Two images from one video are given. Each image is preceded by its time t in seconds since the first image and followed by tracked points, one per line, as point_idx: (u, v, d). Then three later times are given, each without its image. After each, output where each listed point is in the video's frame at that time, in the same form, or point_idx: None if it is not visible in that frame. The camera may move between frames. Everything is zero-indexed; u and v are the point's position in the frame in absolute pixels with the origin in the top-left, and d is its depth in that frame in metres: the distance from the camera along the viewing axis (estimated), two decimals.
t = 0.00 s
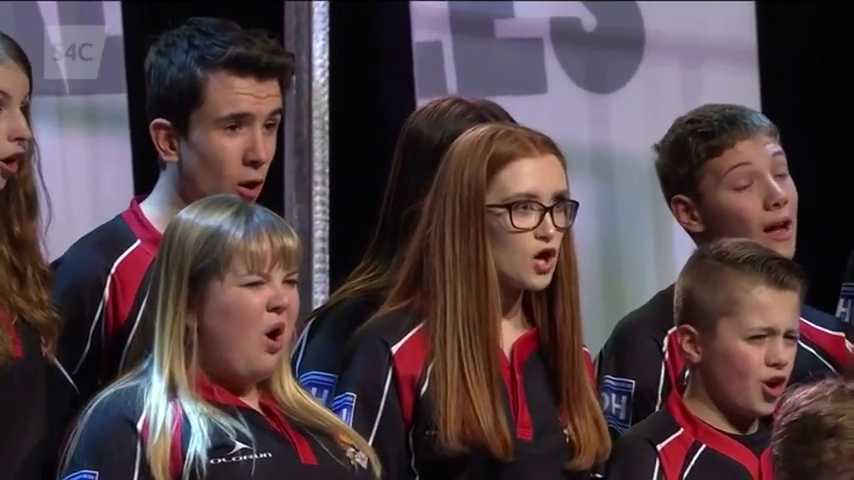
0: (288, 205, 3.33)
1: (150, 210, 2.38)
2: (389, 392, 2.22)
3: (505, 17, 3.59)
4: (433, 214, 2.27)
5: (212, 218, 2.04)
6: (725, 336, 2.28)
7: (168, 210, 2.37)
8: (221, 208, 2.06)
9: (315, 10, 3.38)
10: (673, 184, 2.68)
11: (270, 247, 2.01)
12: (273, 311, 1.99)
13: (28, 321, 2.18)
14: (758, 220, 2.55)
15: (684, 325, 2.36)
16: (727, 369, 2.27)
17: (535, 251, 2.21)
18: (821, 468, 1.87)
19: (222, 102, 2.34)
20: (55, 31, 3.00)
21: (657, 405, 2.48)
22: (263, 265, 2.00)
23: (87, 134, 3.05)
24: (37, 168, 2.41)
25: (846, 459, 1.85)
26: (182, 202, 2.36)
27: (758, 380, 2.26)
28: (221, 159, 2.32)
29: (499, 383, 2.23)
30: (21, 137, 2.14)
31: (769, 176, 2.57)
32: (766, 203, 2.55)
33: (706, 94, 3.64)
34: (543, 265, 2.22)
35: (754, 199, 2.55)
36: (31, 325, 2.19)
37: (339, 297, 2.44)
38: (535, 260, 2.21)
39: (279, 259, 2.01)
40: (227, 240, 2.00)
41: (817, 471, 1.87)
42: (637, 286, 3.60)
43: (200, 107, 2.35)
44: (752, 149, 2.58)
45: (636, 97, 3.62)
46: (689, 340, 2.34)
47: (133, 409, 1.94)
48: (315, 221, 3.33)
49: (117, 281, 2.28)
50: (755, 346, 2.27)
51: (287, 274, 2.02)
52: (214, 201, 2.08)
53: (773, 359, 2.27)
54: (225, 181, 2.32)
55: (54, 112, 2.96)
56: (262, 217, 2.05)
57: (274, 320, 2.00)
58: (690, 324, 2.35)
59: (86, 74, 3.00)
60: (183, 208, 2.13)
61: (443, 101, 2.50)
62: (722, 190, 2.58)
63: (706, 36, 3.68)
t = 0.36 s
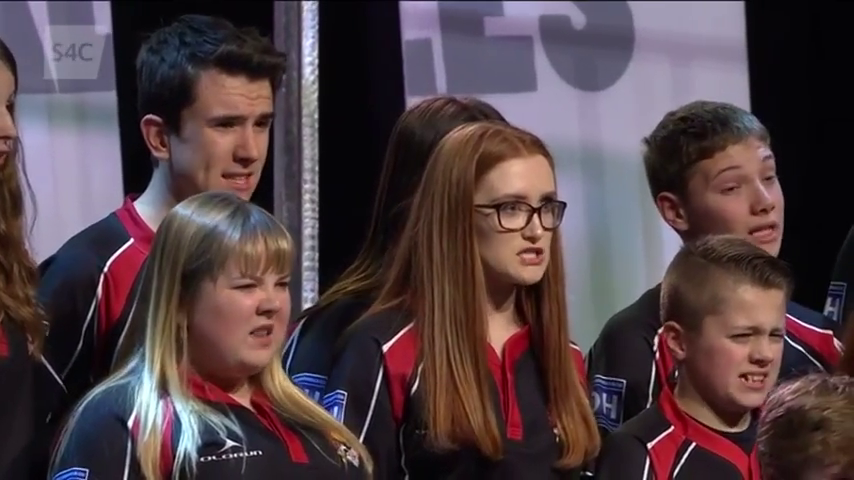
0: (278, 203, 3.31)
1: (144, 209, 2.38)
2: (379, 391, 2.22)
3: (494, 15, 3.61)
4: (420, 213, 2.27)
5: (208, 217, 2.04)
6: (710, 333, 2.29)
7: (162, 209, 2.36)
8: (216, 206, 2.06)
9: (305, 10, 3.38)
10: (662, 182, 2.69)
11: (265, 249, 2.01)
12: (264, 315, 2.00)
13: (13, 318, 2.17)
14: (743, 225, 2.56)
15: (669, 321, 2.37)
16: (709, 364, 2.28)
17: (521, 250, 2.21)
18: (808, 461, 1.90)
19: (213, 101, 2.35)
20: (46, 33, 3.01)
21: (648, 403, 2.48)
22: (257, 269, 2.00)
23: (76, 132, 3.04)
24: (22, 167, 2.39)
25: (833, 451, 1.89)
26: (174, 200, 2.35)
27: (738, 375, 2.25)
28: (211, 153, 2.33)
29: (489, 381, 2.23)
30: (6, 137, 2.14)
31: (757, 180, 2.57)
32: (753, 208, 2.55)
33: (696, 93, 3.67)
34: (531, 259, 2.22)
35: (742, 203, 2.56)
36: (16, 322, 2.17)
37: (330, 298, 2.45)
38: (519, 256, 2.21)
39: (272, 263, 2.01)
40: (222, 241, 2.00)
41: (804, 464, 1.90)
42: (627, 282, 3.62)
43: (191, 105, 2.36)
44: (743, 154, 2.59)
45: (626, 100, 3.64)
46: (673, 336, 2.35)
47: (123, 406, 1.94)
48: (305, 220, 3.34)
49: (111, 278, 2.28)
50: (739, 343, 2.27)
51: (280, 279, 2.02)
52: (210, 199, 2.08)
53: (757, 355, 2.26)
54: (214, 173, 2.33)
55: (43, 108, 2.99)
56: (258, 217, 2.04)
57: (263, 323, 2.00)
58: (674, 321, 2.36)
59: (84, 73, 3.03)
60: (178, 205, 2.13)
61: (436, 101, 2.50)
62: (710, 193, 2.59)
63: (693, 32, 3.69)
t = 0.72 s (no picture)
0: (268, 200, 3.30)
1: (138, 206, 2.36)
2: (370, 388, 2.22)
3: (484, 13, 3.61)
4: (412, 211, 2.27)
5: (208, 220, 2.03)
6: (701, 331, 2.29)
7: (157, 206, 2.35)
8: (215, 209, 2.05)
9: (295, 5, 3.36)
10: (659, 176, 2.69)
11: (262, 255, 2.01)
12: (258, 323, 2.00)
13: (2, 316, 2.15)
14: (736, 226, 2.57)
15: (663, 315, 2.38)
16: (701, 363, 2.28)
17: (512, 248, 2.22)
18: (801, 471, 1.84)
19: (209, 98, 2.35)
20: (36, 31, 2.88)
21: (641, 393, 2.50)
22: (253, 276, 2.00)
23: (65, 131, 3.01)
24: (12, 165, 2.38)
25: (826, 464, 1.82)
26: (170, 198, 2.35)
27: (728, 376, 2.26)
28: (208, 148, 2.34)
29: (479, 378, 2.23)
30: None
31: (753, 184, 2.57)
32: (746, 212, 2.56)
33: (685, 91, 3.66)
34: (518, 264, 2.23)
35: (735, 205, 2.56)
36: (5, 319, 2.15)
37: (319, 296, 2.45)
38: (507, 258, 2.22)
39: (269, 270, 2.01)
40: (219, 246, 2.00)
41: (797, 474, 1.84)
42: (616, 279, 3.62)
43: (186, 102, 2.36)
44: (739, 153, 2.58)
45: (616, 100, 3.63)
46: (668, 332, 2.35)
47: (111, 406, 1.93)
48: (295, 216, 3.33)
49: (102, 275, 2.27)
50: (730, 342, 2.27)
51: (275, 287, 2.03)
52: (207, 201, 2.07)
53: (747, 355, 2.26)
54: (208, 172, 2.33)
55: (31, 105, 2.93)
56: (257, 224, 2.04)
57: (256, 330, 2.01)
58: (667, 316, 2.37)
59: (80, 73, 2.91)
60: (174, 205, 2.12)
61: (428, 100, 2.50)
62: (706, 193, 2.59)
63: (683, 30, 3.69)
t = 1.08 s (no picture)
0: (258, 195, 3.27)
1: (128, 203, 2.36)
2: (359, 385, 2.22)
3: (473, 9, 3.61)
4: (402, 208, 2.27)
5: (195, 213, 2.05)
6: (691, 328, 2.29)
7: (146, 203, 2.35)
8: (203, 202, 2.07)
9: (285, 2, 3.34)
10: (650, 172, 2.69)
11: (250, 247, 2.02)
12: (248, 314, 2.01)
13: None
14: (728, 222, 2.57)
15: (653, 311, 2.38)
16: (691, 361, 2.28)
17: (503, 246, 2.21)
18: (788, 463, 1.87)
19: (199, 94, 2.36)
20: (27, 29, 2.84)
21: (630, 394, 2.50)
22: (241, 267, 2.01)
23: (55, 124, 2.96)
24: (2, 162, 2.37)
25: (813, 456, 1.85)
26: (159, 193, 2.35)
27: (717, 372, 2.26)
28: (198, 146, 2.34)
29: (470, 377, 2.23)
30: None
31: (745, 179, 2.58)
32: (738, 207, 2.56)
33: (674, 86, 3.67)
34: (511, 255, 2.22)
35: (727, 201, 2.57)
36: None
37: (307, 293, 2.45)
38: (499, 252, 2.21)
39: (258, 261, 2.03)
40: (207, 239, 2.02)
41: (784, 465, 1.87)
42: (604, 278, 3.62)
43: (176, 99, 2.36)
44: (730, 149, 2.59)
45: (605, 96, 3.64)
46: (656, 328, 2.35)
47: (104, 403, 1.95)
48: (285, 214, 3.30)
49: (91, 274, 2.27)
50: (719, 339, 2.27)
51: (264, 277, 2.04)
52: (196, 195, 2.09)
53: (736, 353, 2.26)
54: (198, 170, 2.33)
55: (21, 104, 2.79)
56: (244, 215, 2.06)
57: (246, 323, 2.02)
58: (657, 312, 2.37)
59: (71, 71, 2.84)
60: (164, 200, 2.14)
61: (417, 97, 2.50)
62: (697, 188, 2.59)
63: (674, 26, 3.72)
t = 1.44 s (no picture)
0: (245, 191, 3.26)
1: (116, 200, 2.36)
2: (347, 383, 2.22)
3: (461, 6, 3.60)
4: (389, 205, 2.28)
5: (185, 209, 2.05)
6: (680, 326, 2.30)
7: (135, 199, 2.35)
8: (194, 198, 2.07)
9: None
10: (633, 168, 2.70)
11: (241, 243, 2.02)
12: (238, 311, 2.01)
13: None
14: (711, 219, 2.57)
15: (640, 309, 2.38)
16: (679, 359, 2.28)
17: (488, 243, 2.21)
18: (775, 458, 1.87)
19: (187, 92, 2.36)
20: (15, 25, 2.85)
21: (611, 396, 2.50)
22: (232, 262, 2.01)
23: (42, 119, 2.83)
24: None
25: (799, 449, 1.86)
26: (148, 191, 2.35)
27: (707, 369, 2.26)
28: (185, 143, 2.33)
29: (456, 373, 2.24)
30: None
31: (727, 176, 2.58)
32: (721, 203, 2.56)
33: (663, 79, 3.68)
34: (500, 252, 2.22)
35: (710, 197, 2.57)
36: None
37: (295, 288, 2.45)
38: (489, 250, 2.21)
39: (249, 256, 2.03)
40: (198, 234, 2.02)
41: (770, 461, 1.87)
42: (593, 272, 3.61)
43: (164, 97, 2.36)
44: (713, 146, 2.59)
45: (593, 93, 3.63)
46: (645, 326, 2.36)
47: (95, 400, 1.96)
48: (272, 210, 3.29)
49: (78, 273, 2.26)
50: (707, 336, 2.28)
51: (256, 272, 2.04)
52: (186, 191, 2.09)
53: (725, 350, 2.27)
54: (189, 166, 2.33)
55: (9, 100, 2.74)
56: (234, 211, 2.06)
57: (237, 319, 2.02)
58: (645, 309, 2.37)
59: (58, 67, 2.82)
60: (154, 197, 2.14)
61: (405, 93, 2.50)
62: (679, 185, 2.60)
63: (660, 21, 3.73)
